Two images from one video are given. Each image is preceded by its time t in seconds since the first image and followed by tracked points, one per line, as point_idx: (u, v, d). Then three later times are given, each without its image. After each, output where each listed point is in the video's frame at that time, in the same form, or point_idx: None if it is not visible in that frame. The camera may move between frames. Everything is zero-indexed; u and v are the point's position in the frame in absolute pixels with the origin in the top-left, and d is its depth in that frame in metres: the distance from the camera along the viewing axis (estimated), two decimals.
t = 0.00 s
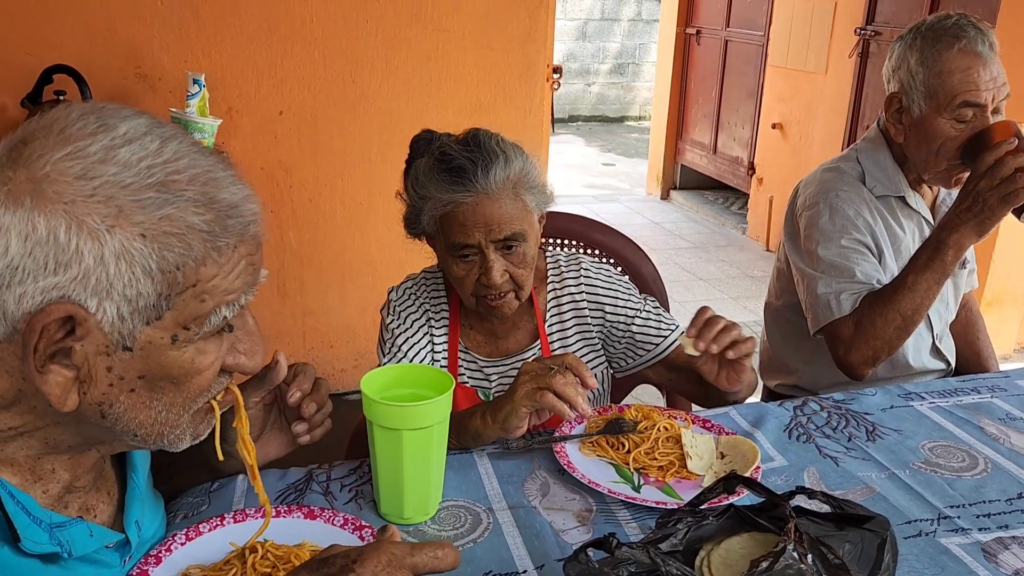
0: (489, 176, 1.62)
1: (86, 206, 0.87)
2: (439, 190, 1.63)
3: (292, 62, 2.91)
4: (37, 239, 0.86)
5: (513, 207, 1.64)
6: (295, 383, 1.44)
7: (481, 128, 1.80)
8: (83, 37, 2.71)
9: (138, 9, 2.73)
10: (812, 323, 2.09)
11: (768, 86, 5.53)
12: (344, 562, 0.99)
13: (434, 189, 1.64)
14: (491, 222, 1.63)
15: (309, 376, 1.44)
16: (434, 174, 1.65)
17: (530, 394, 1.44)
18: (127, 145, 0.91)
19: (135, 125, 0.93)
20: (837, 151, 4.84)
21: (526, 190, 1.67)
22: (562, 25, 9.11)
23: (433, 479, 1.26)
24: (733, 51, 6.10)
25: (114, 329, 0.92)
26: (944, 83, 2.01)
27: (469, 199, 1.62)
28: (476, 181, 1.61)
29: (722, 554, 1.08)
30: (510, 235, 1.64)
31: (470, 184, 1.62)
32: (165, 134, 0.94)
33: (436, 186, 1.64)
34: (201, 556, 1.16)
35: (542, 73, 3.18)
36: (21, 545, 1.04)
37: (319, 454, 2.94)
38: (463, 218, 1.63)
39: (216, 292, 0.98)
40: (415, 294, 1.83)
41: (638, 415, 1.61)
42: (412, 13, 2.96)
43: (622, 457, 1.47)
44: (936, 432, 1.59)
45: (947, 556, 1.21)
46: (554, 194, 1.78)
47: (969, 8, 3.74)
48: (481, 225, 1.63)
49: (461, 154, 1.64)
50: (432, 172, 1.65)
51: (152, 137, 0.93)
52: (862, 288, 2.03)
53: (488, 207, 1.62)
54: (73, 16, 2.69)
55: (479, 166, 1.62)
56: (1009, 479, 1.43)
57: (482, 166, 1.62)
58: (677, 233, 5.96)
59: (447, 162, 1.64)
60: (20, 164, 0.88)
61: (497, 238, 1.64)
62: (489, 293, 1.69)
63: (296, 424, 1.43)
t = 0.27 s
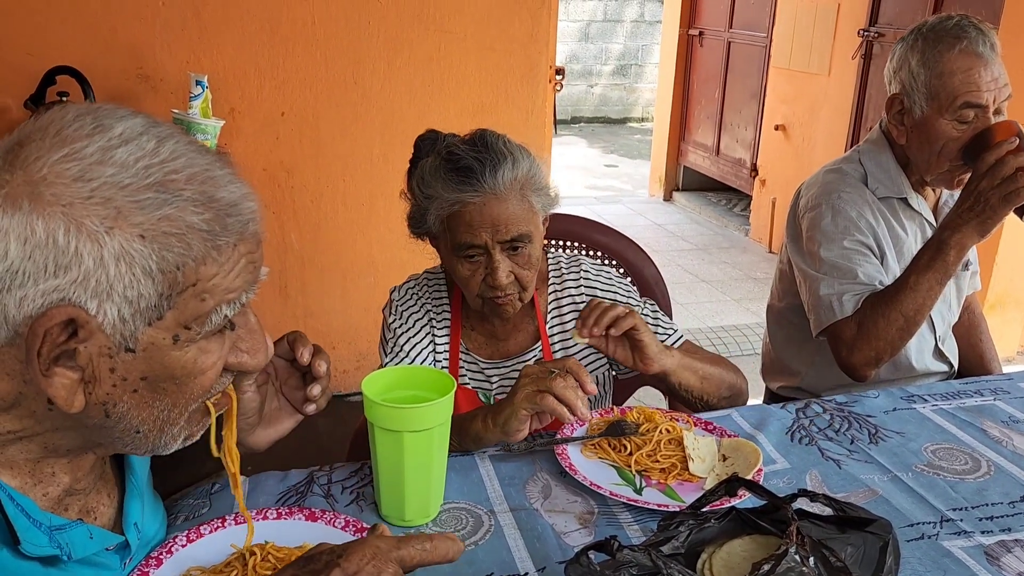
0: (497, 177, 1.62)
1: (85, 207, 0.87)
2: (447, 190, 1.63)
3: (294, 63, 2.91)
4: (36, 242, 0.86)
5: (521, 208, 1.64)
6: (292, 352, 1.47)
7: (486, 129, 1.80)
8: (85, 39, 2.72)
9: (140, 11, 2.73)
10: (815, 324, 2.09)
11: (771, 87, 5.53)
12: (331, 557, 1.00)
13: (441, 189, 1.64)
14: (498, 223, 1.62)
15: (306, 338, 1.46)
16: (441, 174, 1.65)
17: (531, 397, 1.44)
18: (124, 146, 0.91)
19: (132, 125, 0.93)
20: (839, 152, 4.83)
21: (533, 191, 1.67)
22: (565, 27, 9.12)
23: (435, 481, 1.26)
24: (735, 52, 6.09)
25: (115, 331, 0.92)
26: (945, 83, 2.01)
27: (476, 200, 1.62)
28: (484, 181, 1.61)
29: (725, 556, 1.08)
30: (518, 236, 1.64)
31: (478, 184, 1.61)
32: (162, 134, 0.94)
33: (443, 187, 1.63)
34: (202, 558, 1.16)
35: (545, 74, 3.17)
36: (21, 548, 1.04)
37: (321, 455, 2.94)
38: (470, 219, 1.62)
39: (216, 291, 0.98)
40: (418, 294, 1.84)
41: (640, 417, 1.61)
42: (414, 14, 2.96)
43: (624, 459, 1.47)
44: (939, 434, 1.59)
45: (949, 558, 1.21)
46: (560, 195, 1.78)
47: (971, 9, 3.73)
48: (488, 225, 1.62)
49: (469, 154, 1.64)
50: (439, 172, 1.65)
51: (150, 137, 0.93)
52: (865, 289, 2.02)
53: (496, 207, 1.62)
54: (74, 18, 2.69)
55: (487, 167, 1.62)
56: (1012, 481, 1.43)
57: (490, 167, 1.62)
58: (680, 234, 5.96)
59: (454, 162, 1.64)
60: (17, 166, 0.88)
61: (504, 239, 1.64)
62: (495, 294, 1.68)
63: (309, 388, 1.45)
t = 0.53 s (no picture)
0: (506, 176, 1.62)
1: (88, 208, 0.87)
2: (455, 190, 1.63)
3: (297, 65, 2.92)
4: (39, 243, 0.86)
5: (528, 207, 1.65)
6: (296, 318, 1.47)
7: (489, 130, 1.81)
8: (89, 40, 2.73)
9: (144, 12, 2.74)
10: (818, 325, 2.09)
11: (774, 88, 5.52)
12: (320, 549, 0.99)
13: (449, 189, 1.64)
14: (507, 222, 1.63)
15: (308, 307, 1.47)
16: (448, 174, 1.65)
17: (531, 397, 1.45)
18: (127, 147, 0.91)
19: (135, 126, 0.93)
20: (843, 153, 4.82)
21: (541, 191, 1.68)
22: (568, 28, 9.13)
23: (437, 482, 1.26)
24: (739, 53, 6.09)
25: (117, 331, 0.93)
26: (947, 84, 2.00)
27: (485, 199, 1.62)
28: (493, 180, 1.62)
29: (727, 557, 1.07)
30: (526, 235, 1.65)
31: (487, 183, 1.62)
32: (165, 135, 0.95)
33: (451, 187, 1.63)
34: (204, 557, 1.17)
35: (548, 75, 3.17)
36: (22, 547, 1.05)
37: (324, 455, 2.94)
38: (478, 219, 1.63)
39: (218, 292, 0.98)
40: (421, 294, 1.84)
41: (642, 418, 1.61)
42: (417, 15, 2.97)
43: (626, 460, 1.47)
44: (942, 435, 1.58)
45: (952, 560, 1.21)
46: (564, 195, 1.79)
47: (975, 10, 3.72)
48: (497, 225, 1.63)
49: (477, 154, 1.64)
50: (447, 172, 1.65)
51: (152, 138, 0.93)
52: (868, 289, 2.01)
53: (505, 207, 1.62)
54: (78, 19, 2.70)
55: (496, 166, 1.62)
56: (1016, 483, 1.42)
57: (499, 167, 1.62)
58: (683, 236, 5.95)
59: (462, 162, 1.64)
60: (21, 168, 0.88)
61: (513, 238, 1.64)
62: (504, 294, 1.68)
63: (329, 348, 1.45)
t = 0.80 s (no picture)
0: (515, 179, 1.63)
1: (91, 208, 0.87)
2: (464, 194, 1.63)
3: (301, 66, 2.92)
4: (42, 241, 0.86)
5: (537, 210, 1.65)
6: (301, 286, 1.46)
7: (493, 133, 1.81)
8: (94, 41, 2.73)
9: (149, 13, 2.75)
10: (822, 326, 2.08)
11: (778, 89, 5.52)
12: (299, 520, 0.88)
13: (458, 193, 1.64)
14: (517, 225, 1.63)
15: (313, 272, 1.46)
16: (457, 178, 1.65)
17: (533, 398, 1.45)
18: (132, 147, 0.91)
19: (141, 126, 0.94)
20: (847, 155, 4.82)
21: (548, 193, 1.69)
22: (572, 29, 9.14)
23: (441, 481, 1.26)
24: (743, 55, 6.09)
25: (119, 330, 0.93)
26: (951, 85, 2.00)
27: (495, 203, 1.62)
28: (503, 184, 1.62)
29: (731, 559, 1.07)
30: (535, 238, 1.65)
31: (497, 187, 1.62)
32: (170, 136, 0.95)
33: (460, 190, 1.64)
34: (208, 557, 1.17)
35: (551, 76, 3.17)
36: (25, 543, 1.05)
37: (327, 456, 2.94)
38: (489, 222, 1.63)
39: (221, 293, 0.98)
40: (424, 294, 1.85)
41: (646, 419, 1.60)
42: (420, 16, 2.97)
43: (630, 461, 1.47)
44: (946, 437, 1.58)
45: (957, 562, 1.21)
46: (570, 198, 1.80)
47: (980, 12, 3.72)
48: (507, 228, 1.63)
49: (486, 158, 1.65)
50: (456, 177, 1.65)
51: (157, 138, 0.93)
52: (872, 290, 2.01)
53: (515, 210, 1.63)
54: (83, 20, 2.71)
55: (505, 169, 1.63)
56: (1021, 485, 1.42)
57: (509, 170, 1.63)
58: (686, 237, 5.95)
59: (470, 166, 1.64)
60: (26, 166, 0.88)
61: (523, 241, 1.65)
62: (513, 297, 1.68)
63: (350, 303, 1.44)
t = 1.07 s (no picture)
0: (530, 180, 1.64)
1: (97, 206, 0.88)
2: (478, 195, 1.64)
3: (306, 67, 2.93)
4: (48, 240, 0.87)
5: (551, 212, 1.66)
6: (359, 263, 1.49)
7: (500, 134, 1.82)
8: (99, 43, 2.75)
9: (154, 14, 2.76)
10: (827, 327, 2.08)
11: (782, 91, 5.52)
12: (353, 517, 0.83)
13: (472, 195, 1.64)
14: (531, 226, 1.64)
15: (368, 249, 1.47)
16: (471, 180, 1.65)
17: (538, 399, 1.46)
18: (138, 146, 0.92)
19: (147, 126, 0.94)
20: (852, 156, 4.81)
21: (559, 195, 1.70)
22: (576, 30, 9.17)
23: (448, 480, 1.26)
24: (747, 56, 6.09)
25: (124, 329, 0.94)
26: (955, 86, 2.00)
27: (510, 204, 1.63)
28: (517, 185, 1.63)
29: (737, 559, 1.07)
30: (549, 239, 1.66)
31: (512, 188, 1.63)
32: (176, 135, 0.95)
33: (474, 192, 1.64)
34: (217, 557, 1.17)
35: (556, 77, 3.18)
36: (35, 541, 1.06)
37: (333, 456, 2.95)
38: (503, 224, 1.64)
39: (225, 292, 0.99)
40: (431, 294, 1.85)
41: (652, 421, 1.61)
42: (424, 17, 2.98)
43: (636, 462, 1.47)
44: (952, 439, 1.58)
45: (963, 564, 1.21)
46: (580, 200, 1.81)
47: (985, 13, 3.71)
48: (522, 229, 1.64)
49: (500, 159, 1.65)
50: (470, 177, 1.66)
51: (163, 138, 0.94)
52: (878, 291, 2.01)
53: (528, 211, 1.64)
54: (89, 22, 2.72)
55: (519, 171, 1.63)
56: None
57: (523, 171, 1.63)
58: (691, 238, 5.95)
59: (484, 167, 1.65)
60: (32, 165, 0.89)
61: (537, 242, 1.66)
62: (526, 297, 1.70)
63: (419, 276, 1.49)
